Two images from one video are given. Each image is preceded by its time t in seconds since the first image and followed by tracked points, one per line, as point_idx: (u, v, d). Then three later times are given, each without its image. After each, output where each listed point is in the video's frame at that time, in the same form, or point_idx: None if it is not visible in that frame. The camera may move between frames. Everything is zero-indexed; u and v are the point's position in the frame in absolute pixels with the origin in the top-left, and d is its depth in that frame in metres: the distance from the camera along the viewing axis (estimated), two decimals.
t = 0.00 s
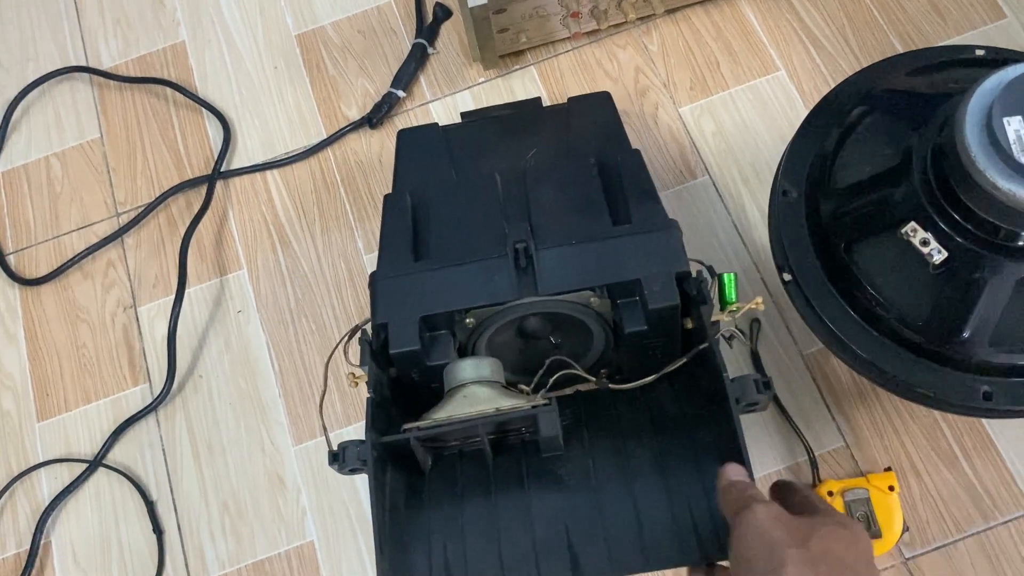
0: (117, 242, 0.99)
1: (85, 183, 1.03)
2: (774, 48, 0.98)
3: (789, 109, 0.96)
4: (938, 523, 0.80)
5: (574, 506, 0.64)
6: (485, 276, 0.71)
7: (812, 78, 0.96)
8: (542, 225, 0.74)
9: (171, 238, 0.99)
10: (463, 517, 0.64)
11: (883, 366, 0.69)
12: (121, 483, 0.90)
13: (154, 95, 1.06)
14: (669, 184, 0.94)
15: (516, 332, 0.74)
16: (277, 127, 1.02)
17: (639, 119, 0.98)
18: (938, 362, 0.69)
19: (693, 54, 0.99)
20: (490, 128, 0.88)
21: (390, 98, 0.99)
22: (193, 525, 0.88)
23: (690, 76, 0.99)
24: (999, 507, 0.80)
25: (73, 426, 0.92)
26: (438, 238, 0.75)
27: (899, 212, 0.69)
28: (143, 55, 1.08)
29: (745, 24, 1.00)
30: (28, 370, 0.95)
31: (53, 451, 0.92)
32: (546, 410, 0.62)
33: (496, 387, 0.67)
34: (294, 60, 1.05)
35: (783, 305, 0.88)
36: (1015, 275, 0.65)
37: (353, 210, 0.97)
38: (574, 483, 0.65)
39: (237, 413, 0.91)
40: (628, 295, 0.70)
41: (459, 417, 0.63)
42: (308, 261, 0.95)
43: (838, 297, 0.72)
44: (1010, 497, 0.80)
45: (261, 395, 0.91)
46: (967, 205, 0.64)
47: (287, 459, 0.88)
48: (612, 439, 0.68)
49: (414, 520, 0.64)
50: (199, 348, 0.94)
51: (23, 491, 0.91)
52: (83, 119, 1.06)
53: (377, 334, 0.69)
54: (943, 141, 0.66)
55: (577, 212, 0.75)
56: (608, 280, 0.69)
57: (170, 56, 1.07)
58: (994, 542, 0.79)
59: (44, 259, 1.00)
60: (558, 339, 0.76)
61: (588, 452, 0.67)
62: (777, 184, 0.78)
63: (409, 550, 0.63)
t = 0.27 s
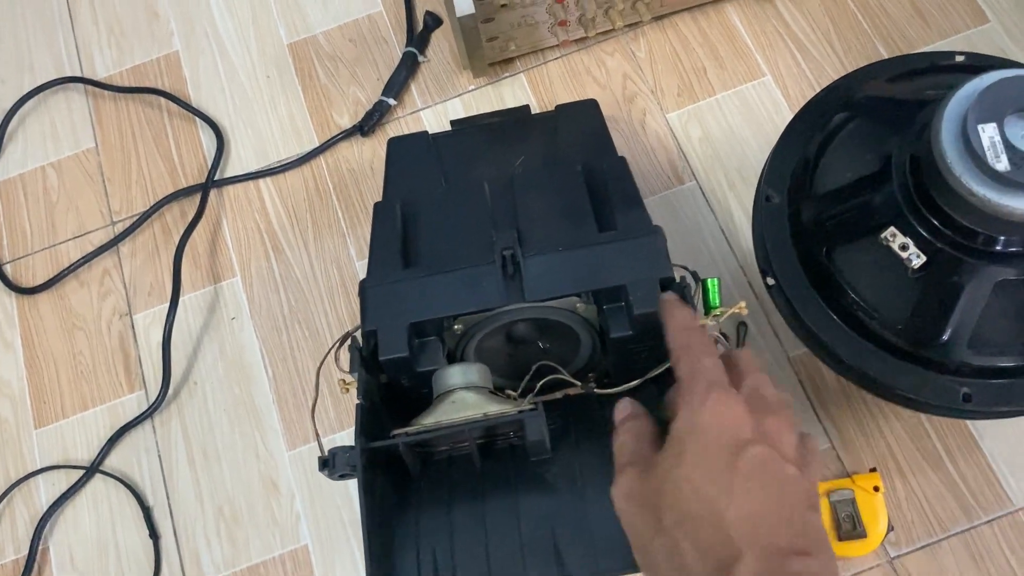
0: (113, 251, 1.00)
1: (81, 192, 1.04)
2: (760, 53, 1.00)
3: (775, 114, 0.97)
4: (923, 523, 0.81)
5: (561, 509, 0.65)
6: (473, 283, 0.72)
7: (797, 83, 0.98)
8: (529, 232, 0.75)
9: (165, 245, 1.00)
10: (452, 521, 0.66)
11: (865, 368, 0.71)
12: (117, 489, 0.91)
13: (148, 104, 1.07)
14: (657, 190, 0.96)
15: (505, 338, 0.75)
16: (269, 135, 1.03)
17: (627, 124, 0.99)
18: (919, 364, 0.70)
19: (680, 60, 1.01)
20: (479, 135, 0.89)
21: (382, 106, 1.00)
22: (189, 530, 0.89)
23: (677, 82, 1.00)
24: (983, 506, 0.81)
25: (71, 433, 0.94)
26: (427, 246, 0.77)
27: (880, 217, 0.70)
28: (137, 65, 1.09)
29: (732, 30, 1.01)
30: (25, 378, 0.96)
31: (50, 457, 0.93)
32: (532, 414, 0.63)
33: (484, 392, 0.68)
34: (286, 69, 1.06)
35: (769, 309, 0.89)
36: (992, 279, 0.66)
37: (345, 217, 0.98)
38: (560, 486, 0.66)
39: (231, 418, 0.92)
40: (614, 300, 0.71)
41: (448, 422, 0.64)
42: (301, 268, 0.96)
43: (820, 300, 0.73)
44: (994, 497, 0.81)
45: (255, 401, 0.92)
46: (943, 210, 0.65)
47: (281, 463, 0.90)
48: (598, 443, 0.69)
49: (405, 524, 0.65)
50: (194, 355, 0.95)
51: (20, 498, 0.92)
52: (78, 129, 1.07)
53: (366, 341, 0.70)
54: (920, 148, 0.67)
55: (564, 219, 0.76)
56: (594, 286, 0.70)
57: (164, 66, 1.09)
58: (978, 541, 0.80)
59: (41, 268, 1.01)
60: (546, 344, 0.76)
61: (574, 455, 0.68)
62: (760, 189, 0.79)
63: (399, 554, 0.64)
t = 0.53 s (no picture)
0: (103, 263, 1.02)
1: (72, 205, 1.05)
2: (739, 64, 1.01)
3: (753, 124, 0.98)
4: (899, 525, 0.82)
5: (537, 515, 0.67)
6: (452, 294, 0.73)
7: (775, 93, 0.99)
8: (507, 244, 0.77)
9: (155, 257, 1.02)
10: (431, 528, 0.67)
11: (837, 375, 0.72)
12: (107, 498, 0.92)
13: (138, 118, 1.09)
14: (637, 199, 0.97)
15: (485, 347, 0.77)
16: (257, 148, 1.05)
17: (608, 135, 1.00)
18: (890, 370, 0.71)
19: (660, 71, 1.02)
20: (461, 146, 0.91)
21: (367, 118, 1.02)
22: (178, 538, 0.90)
23: (657, 93, 1.01)
24: (957, 509, 0.82)
25: (62, 444, 0.95)
26: (408, 257, 0.78)
27: (849, 226, 0.71)
28: (127, 79, 1.11)
29: (711, 41, 1.03)
30: (17, 389, 0.98)
31: (42, 467, 0.95)
32: (509, 422, 0.65)
33: (463, 401, 0.69)
34: (273, 82, 1.08)
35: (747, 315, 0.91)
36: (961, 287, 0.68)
37: (331, 228, 1.00)
38: (537, 493, 0.68)
39: (220, 428, 0.93)
40: (591, 309, 0.73)
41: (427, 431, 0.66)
42: (288, 278, 0.98)
43: (792, 307, 0.74)
44: (968, 499, 0.83)
45: (242, 411, 0.93)
46: (911, 220, 0.66)
47: (269, 472, 0.91)
48: (574, 450, 0.70)
49: (386, 531, 0.67)
50: (183, 366, 0.96)
51: (13, 508, 0.93)
52: (69, 143, 1.08)
53: (348, 351, 0.72)
54: (886, 159, 0.69)
55: (542, 231, 0.77)
56: (571, 296, 0.72)
57: (153, 80, 1.10)
58: (952, 543, 0.81)
59: (33, 280, 1.03)
60: (526, 353, 0.78)
61: (551, 462, 0.70)
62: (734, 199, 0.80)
63: (379, 560, 0.65)
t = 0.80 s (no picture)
0: (89, 277, 1.04)
1: (59, 220, 1.07)
2: (712, 77, 1.03)
3: (725, 136, 1.00)
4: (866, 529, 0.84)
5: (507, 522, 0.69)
6: (425, 306, 0.75)
7: (747, 106, 1.01)
8: (479, 256, 0.78)
9: (140, 271, 1.04)
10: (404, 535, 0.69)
11: (801, 383, 0.74)
12: (93, 508, 0.94)
13: (124, 134, 1.11)
14: (612, 211, 0.99)
15: (459, 356, 0.78)
16: (240, 163, 1.07)
17: (584, 147, 1.02)
18: (852, 377, 0.73)
19: (635, 85, 1.04)
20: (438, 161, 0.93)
21: (348, 133, 1.04)
22: (163, 547, 0.92)
23: (632, 106, 1.03)
24: (924, 512, 0.84)
25: (49, 455, 0.97)
26: (383, 270, 0.80)
27: (808, 237, 0.73)
28: (113, 96, 1.13)
29: (684, 55, 1.05)
30: (5, 402, 1.00)
31: (29, 478, 0.96)
32: (479, 432, 0.67)
33: (435, 411, 0.71)
34: (256, 98, 1.10)
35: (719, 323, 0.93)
36: (918, 295, 0.70)
37: (313, 241, 1.02)
38: (507, 500, 0.70)
39: (204, 438, 0.95)
40: (561, 320, 0.74)
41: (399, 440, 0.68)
42: (270, 291, 1.00)
43: (758, 318, 0.76)
44: (934, 503, 0.84)
45: (226, 421, 0.95)
46: (869, 233, 0.68)
47: (251, 481, 0.93)
48: (544, 458, 0.72)
49: (360, 539, 0.69)
50: (168, 377, 0.98)
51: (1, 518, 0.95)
52: (56, 159, 1.11)
53: (324, 363, 0.74)
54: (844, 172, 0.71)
55: (514, 244, 0.79)
56: (540, 307, 0.74)
57: (138, 97, 1.12)
58: (918, 545, 0.83)
59: (21, 294, 1.05)
60: (499, 362, 0.80)
61: (521, 470, 0.71)
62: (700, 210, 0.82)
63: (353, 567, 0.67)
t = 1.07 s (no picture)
0: (73, 295, 1.06)
1: (43, 239, 1.09)
2: (682, 95, 1.05)
3: (695, 152, 1.02)
4: (832, 538, 0.86)
5: (473, 535, 0.70)
6: (395, 323, 0.76)
7: (716, 123, 1.03)
8: (449, 274, 0.80)
9: (122, 288, 1.05)
10: (373, 548, 0.70)
11: (760, 395, 0.76)
12: (75, 523, 0.96)
13: (107, 154, 1.12)
14: (585, 227, 1.01)
15: (431, 372, 0.79)
16: (221, 182, 1.09)
17: (557, 164, 1.04)
18: (811, 390, 0.75)
19: (607, 103, 1.06)
20: (413, 178, 0.94)
21: (326, 152, 1.05)
22: (143, 561, 0.93)
23: (604, 124, 1.05)
24: (889, 521, 0.86)
25: (32, 470, 0.98)
26: (354, 288, 0.81)
27: (766, 254, 0.75)
28: (96, 116, 1.15)
29: (656, 73, 1.07)
30: None
31: (12, 494, 0.98)
32: (446, 447, 0.68)
33: (404, 426, 0.73)
34: (237, 118, 1.12)
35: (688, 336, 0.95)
36: (876, 310, 0.72)
37: (292, 258, 1.04)
38: (474, 513, 0.71)
39: (184, 453, 0.97)
40: (529, 335, 0.76)
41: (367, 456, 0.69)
42: (250, 308, 1.02)
43: (719, 332, 0.78)
44: (899, 512, 0.86)
45: (206, 436, 0.97)
46: (824, 249, 0.70)
47: (230, 495, 0.94)
48: (510, 472, 0.74)
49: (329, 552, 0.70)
50: (149, 393, 1.00)
51: None
52: (40, 179, 1.12)
53: (296, 380, 0.75)
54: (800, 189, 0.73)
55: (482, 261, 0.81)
56: (508, 323, 0.75)
57: (121, 117, 1.14)
58: (884, 554, 0.85)
59: (5, 312, 1.06)
60: (471, 378, 0.81)
61: (488, 483, 0.73)
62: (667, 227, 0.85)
63: None
